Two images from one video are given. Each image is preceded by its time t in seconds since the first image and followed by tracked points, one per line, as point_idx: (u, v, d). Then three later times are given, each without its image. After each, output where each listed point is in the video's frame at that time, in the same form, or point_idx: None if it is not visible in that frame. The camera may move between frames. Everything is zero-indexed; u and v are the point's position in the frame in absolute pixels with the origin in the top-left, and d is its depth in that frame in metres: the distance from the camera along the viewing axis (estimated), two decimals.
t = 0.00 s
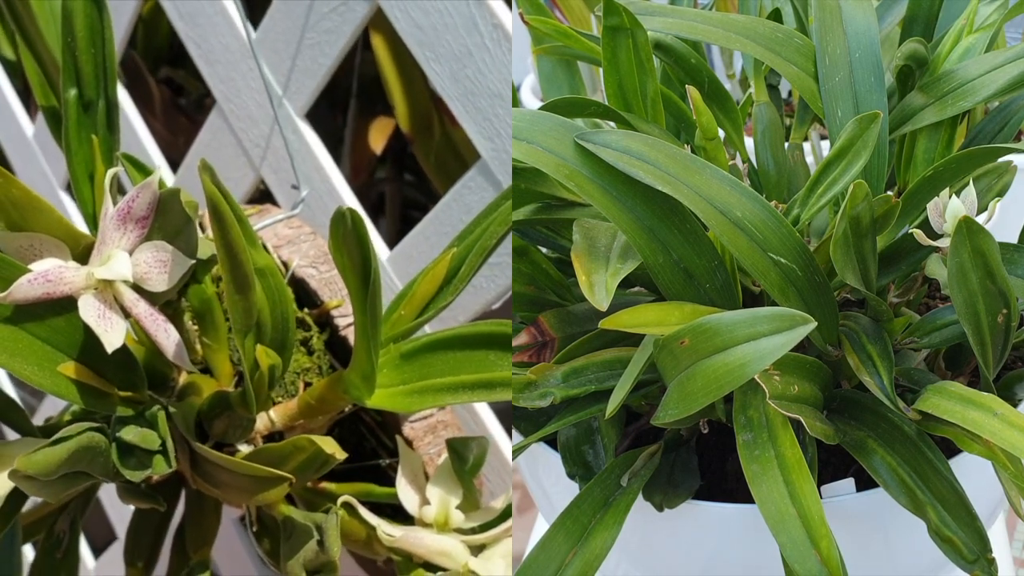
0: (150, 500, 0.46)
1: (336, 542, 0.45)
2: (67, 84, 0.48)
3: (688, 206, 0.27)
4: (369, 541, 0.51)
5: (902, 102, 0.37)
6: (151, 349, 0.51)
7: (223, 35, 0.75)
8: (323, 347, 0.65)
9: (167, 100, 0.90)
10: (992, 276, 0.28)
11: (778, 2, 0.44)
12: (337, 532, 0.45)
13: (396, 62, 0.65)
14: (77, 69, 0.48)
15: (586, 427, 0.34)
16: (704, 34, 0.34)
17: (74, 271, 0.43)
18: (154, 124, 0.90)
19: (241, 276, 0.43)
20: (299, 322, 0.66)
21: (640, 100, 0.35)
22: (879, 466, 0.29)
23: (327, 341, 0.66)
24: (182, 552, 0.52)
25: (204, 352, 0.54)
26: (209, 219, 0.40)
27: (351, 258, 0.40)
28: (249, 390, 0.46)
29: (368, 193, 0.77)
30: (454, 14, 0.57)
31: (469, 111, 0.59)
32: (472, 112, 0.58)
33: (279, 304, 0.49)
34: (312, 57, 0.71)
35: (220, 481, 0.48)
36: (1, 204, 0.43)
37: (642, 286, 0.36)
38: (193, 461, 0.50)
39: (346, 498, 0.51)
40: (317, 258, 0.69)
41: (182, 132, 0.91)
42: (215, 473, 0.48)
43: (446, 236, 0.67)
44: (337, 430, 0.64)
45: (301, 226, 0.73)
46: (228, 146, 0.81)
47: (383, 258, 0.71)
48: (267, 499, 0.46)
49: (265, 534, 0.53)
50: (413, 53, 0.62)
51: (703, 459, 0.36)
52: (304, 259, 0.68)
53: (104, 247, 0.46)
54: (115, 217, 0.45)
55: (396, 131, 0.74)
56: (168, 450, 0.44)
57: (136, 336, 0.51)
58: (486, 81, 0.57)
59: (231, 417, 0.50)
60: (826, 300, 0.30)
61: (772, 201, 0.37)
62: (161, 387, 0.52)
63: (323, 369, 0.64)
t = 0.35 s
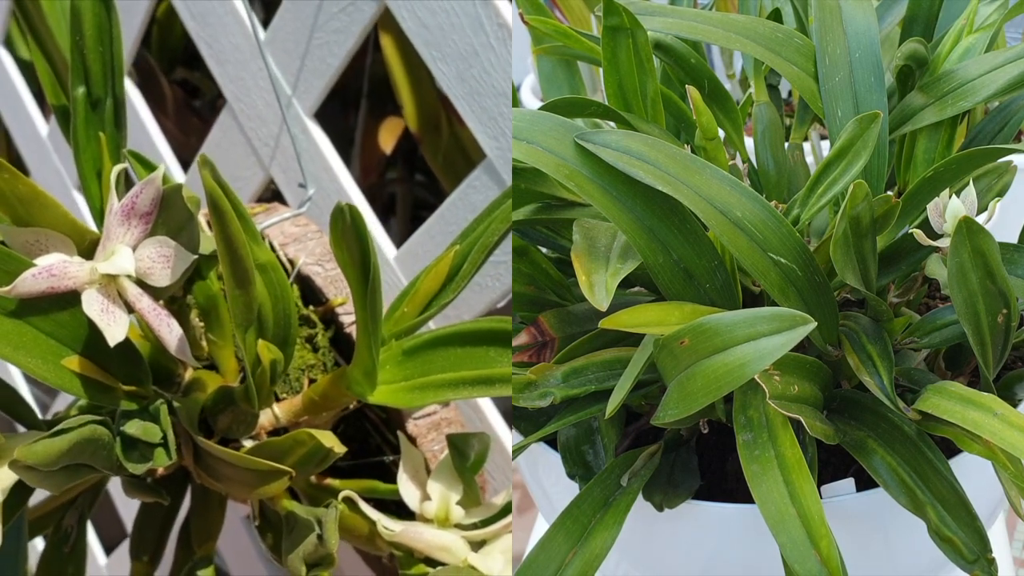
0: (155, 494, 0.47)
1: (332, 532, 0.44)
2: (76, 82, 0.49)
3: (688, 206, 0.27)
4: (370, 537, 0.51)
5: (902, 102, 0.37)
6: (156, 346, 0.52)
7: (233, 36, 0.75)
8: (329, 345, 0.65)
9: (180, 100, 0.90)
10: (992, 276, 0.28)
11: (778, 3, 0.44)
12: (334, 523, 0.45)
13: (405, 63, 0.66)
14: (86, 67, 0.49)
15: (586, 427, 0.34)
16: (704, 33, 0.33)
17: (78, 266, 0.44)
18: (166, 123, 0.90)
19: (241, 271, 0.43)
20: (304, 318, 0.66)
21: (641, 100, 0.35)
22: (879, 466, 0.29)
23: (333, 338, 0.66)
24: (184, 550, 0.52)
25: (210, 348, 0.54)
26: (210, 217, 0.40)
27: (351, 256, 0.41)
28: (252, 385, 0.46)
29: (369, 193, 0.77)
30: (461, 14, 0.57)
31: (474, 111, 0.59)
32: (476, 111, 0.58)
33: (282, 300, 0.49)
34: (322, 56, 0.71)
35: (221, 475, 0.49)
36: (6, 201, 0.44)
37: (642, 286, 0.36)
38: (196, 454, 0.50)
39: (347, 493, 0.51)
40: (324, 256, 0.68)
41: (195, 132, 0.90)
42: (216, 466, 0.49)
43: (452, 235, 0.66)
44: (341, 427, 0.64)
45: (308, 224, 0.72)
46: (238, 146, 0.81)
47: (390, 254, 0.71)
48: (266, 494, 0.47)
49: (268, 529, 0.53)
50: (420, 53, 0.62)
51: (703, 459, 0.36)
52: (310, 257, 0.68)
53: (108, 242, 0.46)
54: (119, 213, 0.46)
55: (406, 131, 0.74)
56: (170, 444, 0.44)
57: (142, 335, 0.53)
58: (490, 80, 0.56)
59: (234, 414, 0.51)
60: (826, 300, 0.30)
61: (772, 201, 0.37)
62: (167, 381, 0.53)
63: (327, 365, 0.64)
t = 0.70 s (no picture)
0: (160, 489, 0.47)
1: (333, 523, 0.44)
2: (83, 82, 0.50)
3: (688, 206, 0.27)
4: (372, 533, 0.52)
5: (902, 102, 0.37)
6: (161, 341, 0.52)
7: (240, 35, 0.75)
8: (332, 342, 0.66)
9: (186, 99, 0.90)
10: (992, 276, 0.28)
11: (778, 3, 0.44)
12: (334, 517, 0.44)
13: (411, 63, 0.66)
14: (93, 66, 0.49)
15: (586, 427, 0.34)
16: (705, 33, 0.33)
17: (85, 262, 0.44)
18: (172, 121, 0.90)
19: (244, 267, 0.43)
20: (308, 314, 0.67)
21: (640, 100, 0.35)
22: (879, 466, 0.29)
23: (336, 336, 0.66)
24: (184, 549, 0.52)
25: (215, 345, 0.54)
26: (216, 219, 0.40)
27: (351, 253, 0.41)
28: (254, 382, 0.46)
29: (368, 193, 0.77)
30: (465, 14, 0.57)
31: (479, 110, 0.59)
32: (480, 112, 0.59)
33: (285, 297, 0.49)
34: (327, 56, 0.70)
35: (225, 470, 0.49)
36: (10, 194, 0.44)
37: (642, 286, 0.36)
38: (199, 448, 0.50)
39: (349, 489, 0.50)
40: (328, 254, 0.69)
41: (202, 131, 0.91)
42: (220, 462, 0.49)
43: (455, 234, 0.66)
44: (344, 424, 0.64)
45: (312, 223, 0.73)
46: (247, 146, 0.81)
47: (394, 252, 0.71)
48: (270, 488, 0.47)
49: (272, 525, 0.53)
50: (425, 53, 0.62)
51: (703, 459, 0.36)
52: (314, 255, 0.69)
53: (113, 239, 0.46)
54: (124, 210, 0.46)
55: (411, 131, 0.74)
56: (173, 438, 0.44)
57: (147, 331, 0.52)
58: (495, 81, 0.57)
59: (238, 409, 0.52)
60: (826, 300, 0.30)
61: (771, 201, 0.37)
62: (173, 377, 0.53)
63: (331, 362, 0.65)
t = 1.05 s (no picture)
0: (157, 482, 0.48)
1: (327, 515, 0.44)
2: (80, 77, 0.50)
3: (688, 206, 0.27)
4: (369, 527, 0.51)
5: (902, 102, 0.37)
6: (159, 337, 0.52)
7: (241, 32, 0.75)
8: (331, 338, 0.66)
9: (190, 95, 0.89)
10: (992, 276, 0.28)
11: (778, 3, 0.44)
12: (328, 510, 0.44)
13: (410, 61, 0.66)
14: (91, 63, 0.50)
15: (586, 427, 0.34)
16: (704, 34, 0.33)
17: (80, 257, 0.45)
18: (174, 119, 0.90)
19: (238, 261, 0.43)
20: (305, 310, 0.67)
21: (640, 100, 0.35)
22: (879, 466, 0.29)
23: (333, 331, 0.67)
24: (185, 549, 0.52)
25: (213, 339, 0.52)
26: (207, 209, 0.40)
27: (344, 243, 0.41)
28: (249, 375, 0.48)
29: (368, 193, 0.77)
30: (461, 10, 0.57)
31: (477, 108, 0.59)
32: (478, 108, 0.59)
33: (279, 291, 0.50)
34: (326, 53, 0.71)
35: (222, 464, 0.49)
36: (9, 191, 0.44)
37: (642, 286, 0.36)
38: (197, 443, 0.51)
39: (344, 483, 0.50)
40: (326, 249, 0.69)
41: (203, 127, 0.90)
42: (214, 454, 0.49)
43: (453, 230, 0.66)
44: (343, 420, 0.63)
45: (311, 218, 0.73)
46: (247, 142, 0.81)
47: (394, 248, 0.72)
48: (264, 481, 0.48)
49: (269, 518, 0.53)
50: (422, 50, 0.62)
51: (703, 459, 0.36)
52: (313, 250, 0.69)
53: (109, 233, 0.46)
54: (121, 206, 0.46)
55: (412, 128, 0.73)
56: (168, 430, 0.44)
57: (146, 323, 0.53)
58: (491, 77, 0.58)
59: (235, 403, 0.52)
60: (826, 300, 0.30)
61: (772, 201, 0.37)
62: (172, 372, 0.53)
63: (329, 357, 0.65)
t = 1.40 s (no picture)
0: (150, 469, 0.48)
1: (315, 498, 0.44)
2: (74, 66, 0.50)
3: (688, 206, 0.27)
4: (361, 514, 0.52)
5: (902, 102, 0.37)
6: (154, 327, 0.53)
7: (238, 26, 0.75)
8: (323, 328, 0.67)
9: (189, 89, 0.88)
10: (992, 276, 0.28)
11: (778, 3, 0.44)
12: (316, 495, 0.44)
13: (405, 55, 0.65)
14: (85, 52, 0.50)
15: (586, 427, 0.34)
16: (704, 33, 0.33)
17: (72, 244, 0.44)
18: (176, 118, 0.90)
19: (226, 246, 0.43)
20: (298, 299, 0.68)
21: (640, 100, 0.35)
22: (879, 466, 0.29)
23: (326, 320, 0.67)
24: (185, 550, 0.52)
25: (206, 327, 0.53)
26: (195, 193, 0.40)
27: (334, 229, 0.42)
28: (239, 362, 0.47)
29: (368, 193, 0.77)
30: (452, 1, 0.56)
31: (469, 99, 0.59)
32: (471, 100, 0.59)
33: (270, 277, 0.49)
34: (322, 46, 0.70)
35: (213, 450, 0.49)
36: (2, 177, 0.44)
37: (642, 286, 0.36)
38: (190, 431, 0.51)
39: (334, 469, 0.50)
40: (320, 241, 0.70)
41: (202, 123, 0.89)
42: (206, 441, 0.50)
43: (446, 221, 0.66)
44: (335, 408, 0.65)
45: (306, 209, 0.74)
46: (245, 136, 0.81)
47: (388, 240, 0.72)
48: (253, 466, 0.47)
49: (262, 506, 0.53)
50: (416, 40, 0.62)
51: (703, 459, 0.36)
52: (307, 242, 0.71)
53: (99, 219, 0.47)
54: (111, 193, 0.46)
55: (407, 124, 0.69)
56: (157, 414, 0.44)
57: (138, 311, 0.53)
58: (485, 69, 0.56)
59: (228, 392, 0.52)
60: (826, 300, 0.30)
61: (771, 201, 0.37)
62: (166, 362, 0.53)
63: (321, 346, 0.66)
